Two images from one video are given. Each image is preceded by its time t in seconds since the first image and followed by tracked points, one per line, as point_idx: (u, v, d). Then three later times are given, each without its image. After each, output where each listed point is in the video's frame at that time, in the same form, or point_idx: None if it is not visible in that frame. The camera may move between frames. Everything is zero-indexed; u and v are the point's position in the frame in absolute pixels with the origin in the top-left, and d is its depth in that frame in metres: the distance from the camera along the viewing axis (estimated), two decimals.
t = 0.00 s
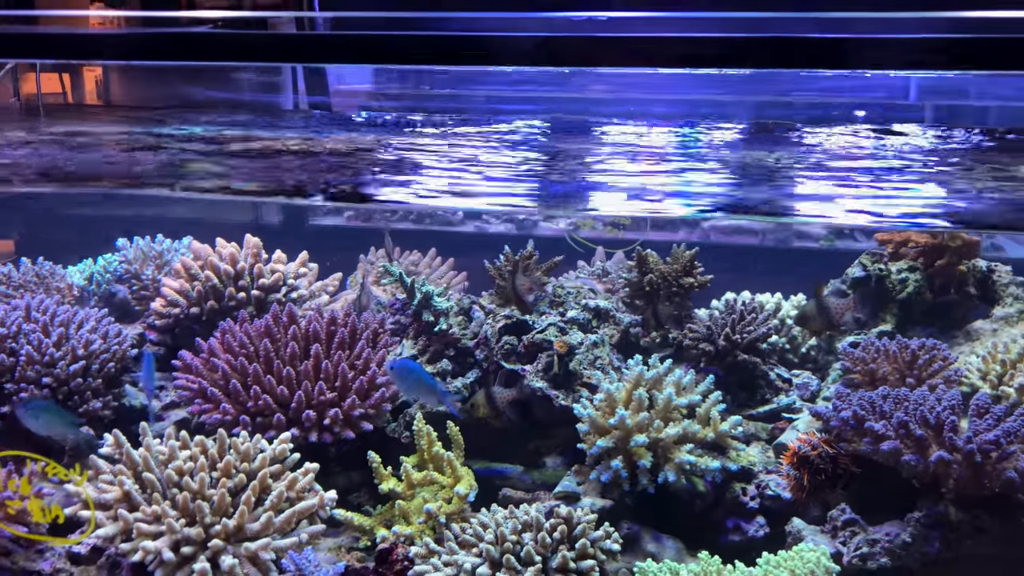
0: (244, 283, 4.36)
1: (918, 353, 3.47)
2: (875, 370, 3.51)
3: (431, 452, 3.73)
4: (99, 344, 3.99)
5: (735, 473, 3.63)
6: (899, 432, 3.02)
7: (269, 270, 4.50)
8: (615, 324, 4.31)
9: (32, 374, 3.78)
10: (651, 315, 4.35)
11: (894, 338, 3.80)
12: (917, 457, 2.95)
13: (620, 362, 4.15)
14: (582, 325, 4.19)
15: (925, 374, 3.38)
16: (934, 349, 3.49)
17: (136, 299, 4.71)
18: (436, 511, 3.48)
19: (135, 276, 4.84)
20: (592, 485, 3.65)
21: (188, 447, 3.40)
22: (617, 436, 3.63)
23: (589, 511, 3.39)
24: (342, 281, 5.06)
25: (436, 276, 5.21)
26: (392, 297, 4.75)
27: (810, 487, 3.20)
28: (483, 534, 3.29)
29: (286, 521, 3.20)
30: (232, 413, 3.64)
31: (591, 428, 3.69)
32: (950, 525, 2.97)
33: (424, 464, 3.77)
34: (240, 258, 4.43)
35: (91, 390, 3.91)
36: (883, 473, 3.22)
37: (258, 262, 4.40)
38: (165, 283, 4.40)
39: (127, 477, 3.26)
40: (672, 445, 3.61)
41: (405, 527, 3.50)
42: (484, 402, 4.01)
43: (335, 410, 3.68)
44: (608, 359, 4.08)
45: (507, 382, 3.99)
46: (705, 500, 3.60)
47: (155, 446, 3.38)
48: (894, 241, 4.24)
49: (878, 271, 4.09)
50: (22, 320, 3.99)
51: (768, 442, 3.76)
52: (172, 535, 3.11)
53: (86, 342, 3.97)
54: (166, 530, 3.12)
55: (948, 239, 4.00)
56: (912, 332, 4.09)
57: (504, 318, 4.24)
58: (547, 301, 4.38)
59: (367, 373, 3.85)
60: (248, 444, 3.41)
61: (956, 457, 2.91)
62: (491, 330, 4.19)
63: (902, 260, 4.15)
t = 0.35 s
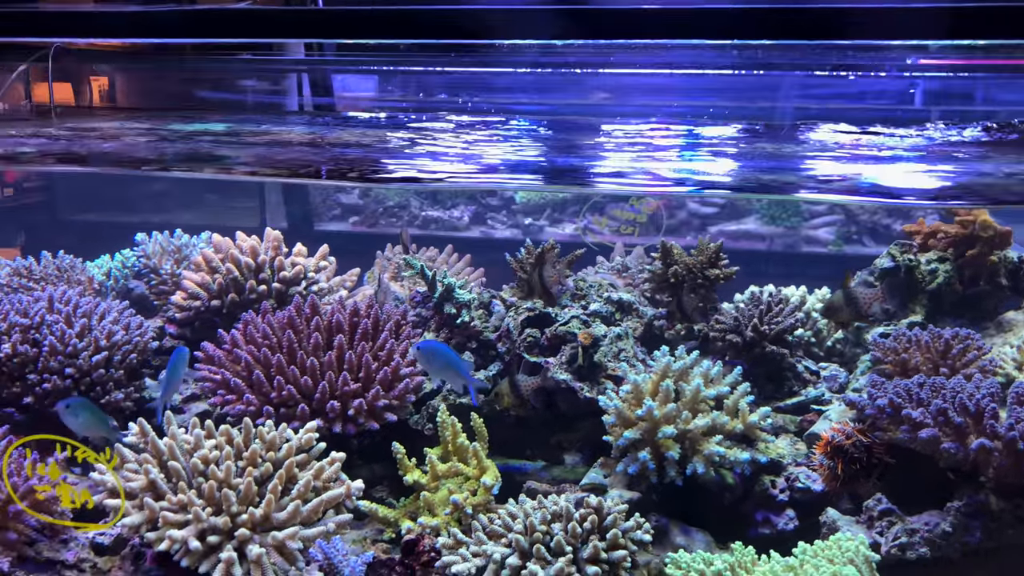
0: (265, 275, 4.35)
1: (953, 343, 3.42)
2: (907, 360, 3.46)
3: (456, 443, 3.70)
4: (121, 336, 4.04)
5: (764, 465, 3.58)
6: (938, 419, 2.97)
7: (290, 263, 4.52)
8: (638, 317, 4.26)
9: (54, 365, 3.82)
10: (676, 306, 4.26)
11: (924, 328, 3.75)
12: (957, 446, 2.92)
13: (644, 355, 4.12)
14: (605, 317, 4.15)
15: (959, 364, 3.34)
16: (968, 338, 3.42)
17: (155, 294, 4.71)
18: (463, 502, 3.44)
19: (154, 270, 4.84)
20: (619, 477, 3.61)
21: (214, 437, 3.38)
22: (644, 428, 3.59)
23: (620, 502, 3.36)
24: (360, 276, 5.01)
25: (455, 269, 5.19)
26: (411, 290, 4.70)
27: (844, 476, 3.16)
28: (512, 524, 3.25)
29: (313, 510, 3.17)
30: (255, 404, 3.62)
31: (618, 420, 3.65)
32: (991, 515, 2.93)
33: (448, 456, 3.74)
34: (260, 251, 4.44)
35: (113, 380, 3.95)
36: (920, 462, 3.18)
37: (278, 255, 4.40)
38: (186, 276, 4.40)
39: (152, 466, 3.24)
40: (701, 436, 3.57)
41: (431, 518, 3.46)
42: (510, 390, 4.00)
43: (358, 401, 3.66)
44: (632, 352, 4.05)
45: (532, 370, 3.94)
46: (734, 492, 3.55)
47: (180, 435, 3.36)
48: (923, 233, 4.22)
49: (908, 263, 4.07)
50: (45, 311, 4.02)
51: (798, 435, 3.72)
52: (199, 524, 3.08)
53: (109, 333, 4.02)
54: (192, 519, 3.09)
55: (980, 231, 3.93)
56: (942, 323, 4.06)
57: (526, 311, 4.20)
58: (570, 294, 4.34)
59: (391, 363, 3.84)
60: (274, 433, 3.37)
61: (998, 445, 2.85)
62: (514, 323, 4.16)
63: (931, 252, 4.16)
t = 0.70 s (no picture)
0: (289, 267, 4.42)
1: (987, 322, 3.36)
2: (940, 340, 3.44)
3: (483, 430, 3.69)
4: (147, 326, 4.08)
5: (794, 449, 3.55)
6: (976, 395, 2.94)
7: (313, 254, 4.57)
8: (663, 304, 4.23)
9: (82, 355, 3.81)
10: (703, 293, 4.20)
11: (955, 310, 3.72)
12: (996, 420, 2.87)
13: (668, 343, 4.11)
14: (630, 305, 4.12)
15: (994, 342, 3.30)
16: (1003, 317, 3.39)
17: (178, 290, 4.74)
18: (492, 486, 3.42)
19: (177, 265, 4.87)
20: (648, 462, 3.60)
21: (243, 422, 3.39)
22: (673, 412, 3.56)
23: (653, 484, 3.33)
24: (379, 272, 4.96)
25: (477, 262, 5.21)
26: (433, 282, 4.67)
27: (879, 456, 3.14)
28: (543, 507, 3.23)
29: (344, 492, 3.18)
30: (282, 391, 3.62)
31: (646, 405, 3.63)
32: None
33: (475, 442, 3.74)
34: (283, 243, 4.48)
35: (140, 370, 4.00)
36: (957, 441, 3.13)
37: (301, 247, 4.43)
38: (209, 269, 4.43)
39: (182, 450, 3.25)
40: (730, 420, 3.53)
41: (460, 503, 3.46)
42: (536, 373, 3.96)
43: (385, 387, 3.66)
44: (658, 338, 4.03)
45: (559, 353, 3.93)
46: (765, 476, 3.54)
47: (209, 420, 3.37)
48: (951, 215, 4.38)
49: (937, 245, 4.18)
50: (73, 301, 4.02)
51: (827, 419, 3.70)
52: (229, 508, 3.07)
53: (135, 323, 4.05)
54: (223, 502, 3.08)
55: (1010, 211, 4.02)
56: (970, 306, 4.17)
57: (549, 299, 4.19)
58: (594, 282, 4.34)
59: (417, 350, 3.85)
60: (303, 417, 3.38)
61: None
62: (537, 312, 4.15)
63: (962, 235, 4.27)
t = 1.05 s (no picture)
0: (309, 253, 4.45)
1: (1013, 306, 3.34)
2: (965, 323, 3.40)
3: (503, 412, 3.69)
4: (168, 307, 4.09)
5: (817, 434, 3.53)
6: (1004, 374, 2.91)
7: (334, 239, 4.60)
8: (683, 292, 4.28)
9: (103, 335, 3.83)
10: (725, 280, 4.16)
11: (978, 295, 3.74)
12: None
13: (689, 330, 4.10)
14: (650, 292, 4.12)
15: (1021, 325, 3.27)
16: None
17: (198, 276, 4.77)
18: (512, 467, 3.42)
19: (197, 252, 4.91)
20: (669, 446, 3.57)
21: (264, 399, 3.40)
22: (695, 396, 3.55)
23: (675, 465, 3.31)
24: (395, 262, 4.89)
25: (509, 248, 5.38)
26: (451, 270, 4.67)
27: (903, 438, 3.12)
28: (564, 486, 3.21)
29: (365, 468, 3.19)
30: (302, 372, 3.64)
31: (667, 388, 3.62)
32: None
33: (495, 425, 3.74)
34: (304, 229, 4.52)
35: (160, 350, 4.01)
36: (982, 421, 3.12)
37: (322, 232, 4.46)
38: (230, 254, 4.46)
39: (203, 426, 3.25)
40: (752, 403, 3.51)
41: (481, 484, 3.46)
42: (555, 355, 3.94)
43: (406, 368, 3.66)
44: (679, 325, 4.02)
45: (579, 336, 3.91)
46: (787, 462, 3.50)
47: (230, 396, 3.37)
48: (976, 201, 4.41)
49: (960, 230, 4.22)
50: (96, 282, 4.06)
51: (849, 405, 3.69)
52: (250, 482, 3.07)
53: (156, 304, 4.06)
54: (243, 477, 3.09)
55: None
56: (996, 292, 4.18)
57: (570, 286, 4.19)
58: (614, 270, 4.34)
59: (437, 333, 3.86)
60: (324, 395, 3.42)
61: None
62: (557, 298, 4.13)
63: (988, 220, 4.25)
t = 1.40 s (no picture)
0: (329, 238, 4.50)
1: None
2: (991, 310, 3.38)
3: (523, 395, 3.69)
4: (190, 287, 4.11)
5: (838, 422, 3.51)
6: None
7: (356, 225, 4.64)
8: (705, 281, 4.25)
9: (125, 314, 3.85)
10: (748, 271, 4.17)
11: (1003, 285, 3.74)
12: None
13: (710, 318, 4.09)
14: (672, 280, 4.11)
15: None
16: None
17: (217, 262, 4.76)
18: (532, 448, 3.42)
19: (218, 237, 4.91)
20: (689, 433, 3.55)
21: (285, 375, 3.40)
22: (716, 382, 3.52)
23: (698, 448, 3.30)
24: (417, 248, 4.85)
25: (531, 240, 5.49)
26: (472, 259, 4.69)
27: (928, 423, 3.12)
28: (584, 467, 3.21)
29: (386, 445, 3.20)
30: (323, 352, 3.65)
31: (689, 374, 3.60)
32: None
33: (515, 409, 3.74)
34: (326, 214, 4.61)
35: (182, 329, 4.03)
36: (1007, 407, 3.12)
37: (344, 217, 4.51)
38: (251, 237, 4.48)
39: (224, 400, 3.24)
40: (775, 390, 3.48)
41: (500, 466, 3.46)
42: (575, 341, 3.91)
43: (427, 349, 3.67)
44: (700, 313, 4.01)
45: (600, 322, 3.89)
46: (809, 450, 3.47)
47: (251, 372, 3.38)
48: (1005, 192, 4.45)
49: (989, 220, 4.16)
50: (118, 262, 4.08)
51: (871, 394, 3.69)
52: (271, 457, 3.07)
53: (178, 284, 4.08)
54: (265, 451, 3.08)
55: None
56: None
57: (591, 273, 4.18)
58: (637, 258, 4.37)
59: (458, 316, 3.88)
60: (346, 372, 3.43)
61: None
62: (579, 285, 4.14)
63: (1015, 211, 4.25)
